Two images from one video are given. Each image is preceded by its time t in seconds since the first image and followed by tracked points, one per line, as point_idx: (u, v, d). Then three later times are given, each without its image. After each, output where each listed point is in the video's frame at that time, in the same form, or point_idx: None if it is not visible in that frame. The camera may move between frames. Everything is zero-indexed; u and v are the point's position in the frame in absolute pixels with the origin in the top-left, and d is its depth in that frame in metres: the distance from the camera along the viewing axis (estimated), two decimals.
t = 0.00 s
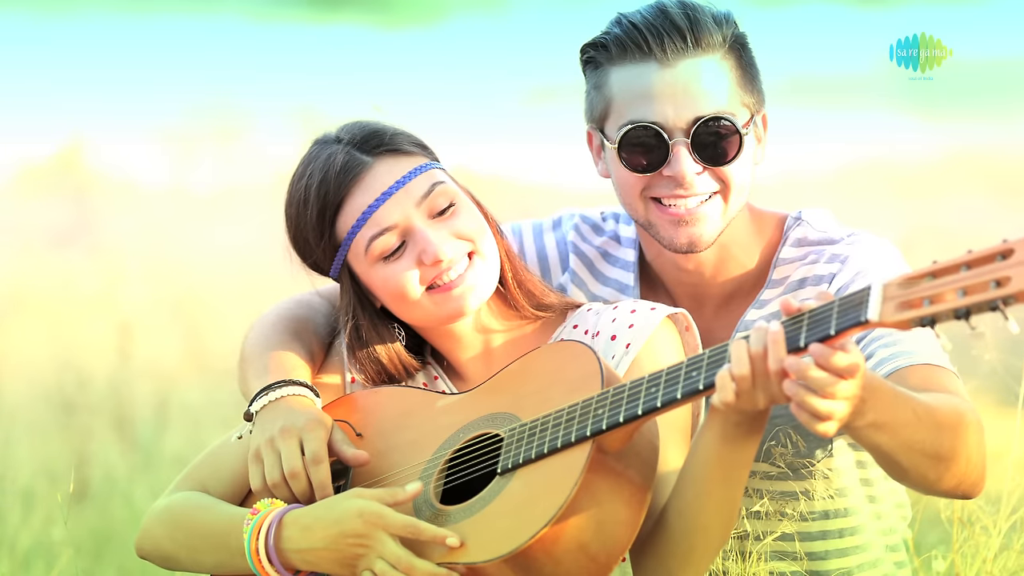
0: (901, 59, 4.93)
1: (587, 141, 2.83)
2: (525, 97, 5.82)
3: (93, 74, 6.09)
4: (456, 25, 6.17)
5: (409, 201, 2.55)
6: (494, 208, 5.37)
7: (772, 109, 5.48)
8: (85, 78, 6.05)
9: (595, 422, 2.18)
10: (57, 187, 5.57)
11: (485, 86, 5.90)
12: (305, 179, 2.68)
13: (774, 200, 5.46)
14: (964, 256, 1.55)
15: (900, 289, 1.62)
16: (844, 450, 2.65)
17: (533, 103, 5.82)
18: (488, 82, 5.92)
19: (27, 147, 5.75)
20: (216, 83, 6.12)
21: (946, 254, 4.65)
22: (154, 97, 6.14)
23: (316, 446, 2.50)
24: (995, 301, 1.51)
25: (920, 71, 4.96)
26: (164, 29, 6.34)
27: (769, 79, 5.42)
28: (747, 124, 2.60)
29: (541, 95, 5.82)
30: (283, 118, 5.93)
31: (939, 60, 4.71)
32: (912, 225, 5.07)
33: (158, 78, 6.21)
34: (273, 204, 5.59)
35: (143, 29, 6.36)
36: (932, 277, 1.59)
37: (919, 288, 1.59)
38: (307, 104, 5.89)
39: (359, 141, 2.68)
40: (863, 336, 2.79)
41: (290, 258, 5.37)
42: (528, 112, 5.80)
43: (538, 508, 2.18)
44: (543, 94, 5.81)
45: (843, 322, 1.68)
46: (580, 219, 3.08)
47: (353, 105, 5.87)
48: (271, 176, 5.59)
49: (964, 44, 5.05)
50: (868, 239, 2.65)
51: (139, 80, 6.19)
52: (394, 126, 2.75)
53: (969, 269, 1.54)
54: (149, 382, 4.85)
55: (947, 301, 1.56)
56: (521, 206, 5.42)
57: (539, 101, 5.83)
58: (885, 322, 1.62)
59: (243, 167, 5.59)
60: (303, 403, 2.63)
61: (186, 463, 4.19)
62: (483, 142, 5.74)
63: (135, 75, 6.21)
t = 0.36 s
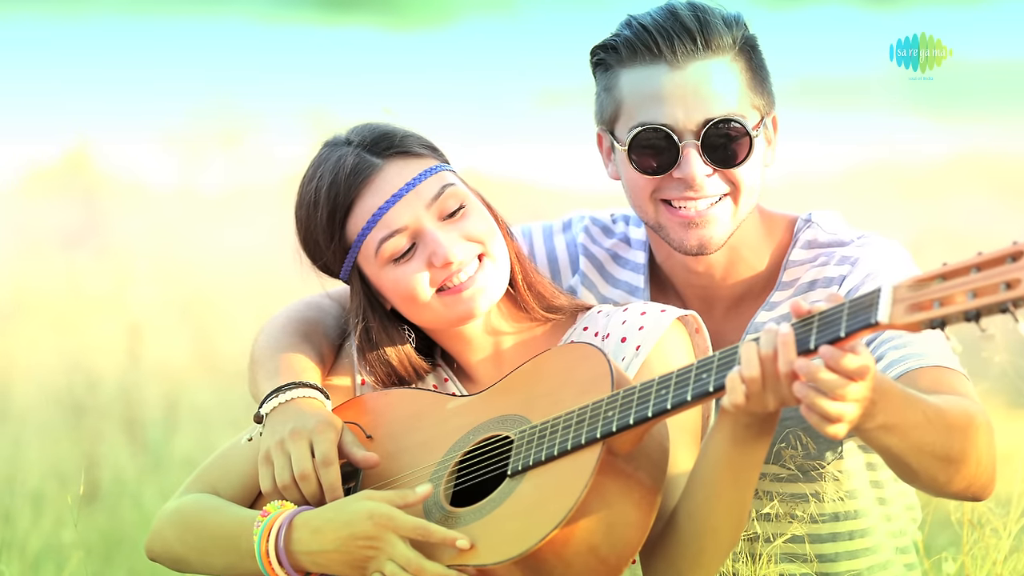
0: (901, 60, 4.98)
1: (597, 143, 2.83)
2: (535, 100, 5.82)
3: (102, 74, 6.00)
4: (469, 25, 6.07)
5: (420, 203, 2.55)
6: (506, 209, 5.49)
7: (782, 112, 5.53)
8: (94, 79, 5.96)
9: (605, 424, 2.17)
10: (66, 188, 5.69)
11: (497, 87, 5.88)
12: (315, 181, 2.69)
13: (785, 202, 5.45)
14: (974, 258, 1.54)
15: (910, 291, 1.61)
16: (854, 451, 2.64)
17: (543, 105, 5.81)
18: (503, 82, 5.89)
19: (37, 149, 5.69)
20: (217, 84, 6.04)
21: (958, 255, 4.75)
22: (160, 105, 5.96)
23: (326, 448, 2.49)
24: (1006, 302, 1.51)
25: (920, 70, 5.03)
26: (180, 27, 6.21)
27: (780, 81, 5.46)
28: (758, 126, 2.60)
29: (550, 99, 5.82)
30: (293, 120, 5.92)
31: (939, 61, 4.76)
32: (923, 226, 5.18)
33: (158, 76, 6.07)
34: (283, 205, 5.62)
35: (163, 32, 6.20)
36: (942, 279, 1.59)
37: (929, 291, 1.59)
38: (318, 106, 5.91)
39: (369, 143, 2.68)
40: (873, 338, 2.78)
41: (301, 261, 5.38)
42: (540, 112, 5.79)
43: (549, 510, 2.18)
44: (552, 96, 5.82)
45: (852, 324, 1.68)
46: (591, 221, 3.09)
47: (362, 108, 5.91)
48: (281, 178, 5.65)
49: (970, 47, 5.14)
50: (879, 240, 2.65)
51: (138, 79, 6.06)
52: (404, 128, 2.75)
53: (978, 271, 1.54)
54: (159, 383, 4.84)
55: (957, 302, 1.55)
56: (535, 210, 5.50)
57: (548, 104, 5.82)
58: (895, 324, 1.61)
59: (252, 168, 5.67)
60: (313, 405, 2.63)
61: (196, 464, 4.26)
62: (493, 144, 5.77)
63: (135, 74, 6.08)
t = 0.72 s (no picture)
0: (902, 60, 4.93)
1: (607, 146, 2.83)
2: (545, 101, 5.88)
3: (103, 74, 6.09)
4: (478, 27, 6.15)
5: (430, 205, 2.55)
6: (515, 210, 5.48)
7: (793, 113, 5.57)
8: (94, 79, 6.05)
9: (615, 426, 2.16)
10: (77, 191, 5.79)
11: (506, 87, 5.96)
12: (325, 184, 2.70)
13: (795, 203, 5.53)
14: (984, 260, 1.55)
15: (920, 293, 1.60)
16: (865, 453, 2.65)
17: (554, 107, 5.87)
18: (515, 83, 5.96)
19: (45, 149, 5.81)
20: (228, 86, 6.15)
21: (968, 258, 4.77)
22: (160, 105, 6.07)
23: (336, 450, 2.49)
24: (1015, 305, 1.52)
25: (921, 71, 5.00)
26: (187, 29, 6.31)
27: (791, 83, 5.50)
28: (768, 129, 2.60)
29: (561, 100, 5.88)
30: (302, 121, 5.95)
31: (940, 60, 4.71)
32: (931, 227, 5.18)
33: (158, 77, 6.17)
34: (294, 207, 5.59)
35: (161, 32, 6.30)
36: (952, 281, 1.58)
37: (939, 293, 1.58)
38: (327, 108, 5.96)
39: (379, 145, 2.68)
40: (883, 340, 2.78)
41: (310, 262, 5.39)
42: (551, 112, 5.85)
43: (559, 511, 2.17)
44: (562, 97, 5.88)
45: (862, 326, 1.68)
46: (601, 223, 3.09)
47: (375, 109, 6.00)
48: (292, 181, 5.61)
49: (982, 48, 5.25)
50: (888, 242, 2.65)
51: (139, 79, 6.16)
52: (414, 130, 2.75)
53: (988, 273, 1.54)
54: (170, 386, 4.84)
55: (966, 305, 1.55)
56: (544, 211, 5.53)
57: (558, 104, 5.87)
58: (905, 326, 1.61)
59: (260, 169, 5.60)
60: (323, 407, 2.63)
61: (207, 467, 4.19)
62: (503, 147, 5.80)
63: (138, 74, 6.18)
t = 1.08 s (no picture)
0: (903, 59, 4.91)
1: (617, 148, 2.83)
2: (557, 103, 5.97)
3: (104, 74, 6.23)
4: (485, 32, 6.28)
5: (440, 207, 2.55)
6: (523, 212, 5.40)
7: (802, 116, 5.79)
8: (92, 79, 6.18)
9: (625, 428, 2.16)
10: (86, 193, 5.81)
11: (515, 89, 6.05)
12: (335, 186, 2.70)
13: (807, 206, 5.61)
14: (995, 262, 1.54)
15: (930, 295, 1.60)
16: (874, 455, 2.68)
17: (566, 109, 5.96)
18: (513, 83, 6.07)
19: (56, 150, 5.93)
20: (244, 87, 6.30)
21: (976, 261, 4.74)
22: (156, 103, 6.21)
23: (346, 452, 2.49)
24: None
25: (920, 70, 5.01)
26: (192, 34, 6.45)
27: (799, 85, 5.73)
28: (778, 131, 2.60)
29: (571, 102, 5.97)
30: (313, 122, 6.05)
31: (939, 58, 4.66)
32: (941, 230, 5.16)
33: (157, 77, 6.29)
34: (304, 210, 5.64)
35: (163, 35, 6.43)
36: (962, 283, 1.58)
37: (949, 295, 1.58)
38: (337, 110, 6.10)
39: (389, 147, 2.68)
40: (893, 342, 2.78)
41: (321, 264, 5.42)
42: (562, 112, 5.94)
43: (569, 513, 2.17)
44: (572, 100, 5.97)
45: (872, 328, 1.68)
46: (611, 225, 3.09)
47: (387, 112, 6.09)
48: (299, 184, 5.67)
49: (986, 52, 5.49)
50: (899, 244, 2.65)
51: (138, 79, 6.27)
52: (424, 132, 2.76)
53: (999, 275, 1.54)
54: (180, 390, 4.82)
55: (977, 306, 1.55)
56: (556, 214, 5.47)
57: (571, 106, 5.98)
58: (915, 328, 1.61)
59: (273, 173, 5.66)
60: (333, 409, 2.63)
61: (217, 469, 4.19)
62: (517, 147, 5.84)
63: (138, 74, 6.29)
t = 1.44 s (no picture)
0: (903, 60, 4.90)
1: (627, 150, 2.83)
2: (566, 106, 6.06)
3: (106, 74, 6.41)
4: (496, 32, 6.49)
5: (450, 210, 2.55)
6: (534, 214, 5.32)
7: (815, 117, 5.90)
8: (110, 81, 6.37)
9: (635, 430, 2.15)
10: (98, 193, 5.86)
11: (525, 91, 6.15)
12: (345, 188, 2.70)
13: (817, 208, 5.60)
14: (1004, 265, 1.53)
15: (941, 297, 1.60)
16: (884, 458, 2.69)
17: (574, 111, 6.05)
18: (512, 83, 6.21)
19: (66, 151, 5.98)
20: (246, 89, 6.45)
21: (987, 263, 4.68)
22: (158, 101, 6.36)
23: (356, 454, 2.48)
24: None
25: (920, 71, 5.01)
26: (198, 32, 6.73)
27: (809, 87, 5.88)
28: (788, 133, 2.60)
29: (579, 105, 6.06)
30: (325, 124, 6.18)
31: (939, 58, 4.65)
32: (952, 232, 5.10)
33: (155, 78, 6.48)
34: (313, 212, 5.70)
35: (176, 38, 6.70)
36: (973, 285, 1.58)
37: (959, 297, 1.58)
38: (347, 111, 6.22)
39: (399, 149, 2.69)
40: (903, 344, 2.78)
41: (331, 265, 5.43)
42: (569, 113, 6.03)
43: (579, 516, 2.17)
44: (581, 103, 6.07)
45: (882, 330, 1.67)
46: (621, 227, 3.10)
47: (396, 115, 6.17)
48: (309, 185, 5.71)
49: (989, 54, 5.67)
50: (908, 247, 2.65)
51: (139, 79, 6.46)
52: (434, 134, 2.76)
53: (1009, 278, 1.53)
54: (191, 393, 4.74)
55: (987, 309, 1.54)
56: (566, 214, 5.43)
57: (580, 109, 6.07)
58: (925, 331, 1.61)
59: (281, 174, 5.73)
60: (343, 411, 2.63)
61: (227, 472, 4.18)
62: (529, 147, 5.86)
63: (138, 74, 6.49)
